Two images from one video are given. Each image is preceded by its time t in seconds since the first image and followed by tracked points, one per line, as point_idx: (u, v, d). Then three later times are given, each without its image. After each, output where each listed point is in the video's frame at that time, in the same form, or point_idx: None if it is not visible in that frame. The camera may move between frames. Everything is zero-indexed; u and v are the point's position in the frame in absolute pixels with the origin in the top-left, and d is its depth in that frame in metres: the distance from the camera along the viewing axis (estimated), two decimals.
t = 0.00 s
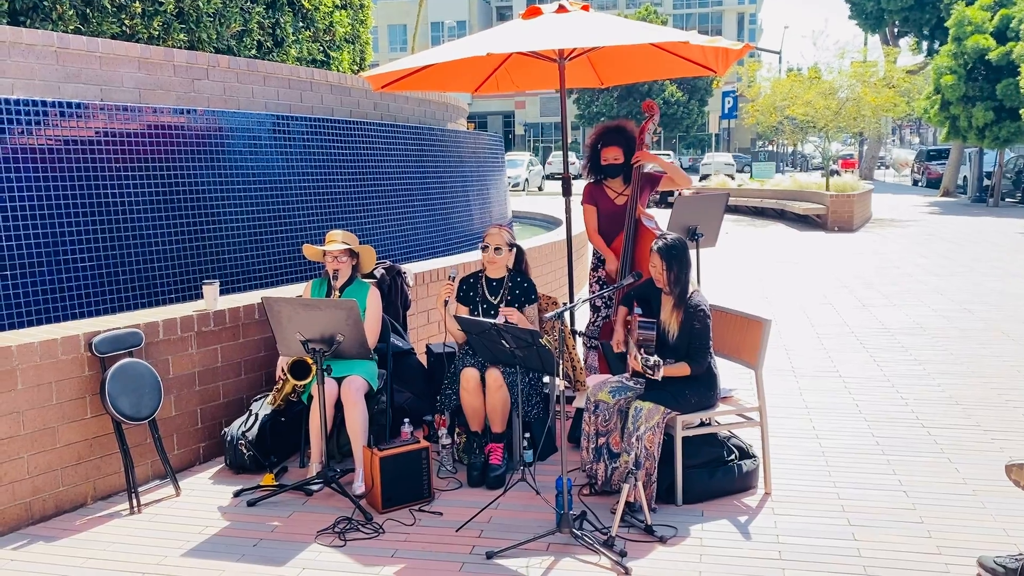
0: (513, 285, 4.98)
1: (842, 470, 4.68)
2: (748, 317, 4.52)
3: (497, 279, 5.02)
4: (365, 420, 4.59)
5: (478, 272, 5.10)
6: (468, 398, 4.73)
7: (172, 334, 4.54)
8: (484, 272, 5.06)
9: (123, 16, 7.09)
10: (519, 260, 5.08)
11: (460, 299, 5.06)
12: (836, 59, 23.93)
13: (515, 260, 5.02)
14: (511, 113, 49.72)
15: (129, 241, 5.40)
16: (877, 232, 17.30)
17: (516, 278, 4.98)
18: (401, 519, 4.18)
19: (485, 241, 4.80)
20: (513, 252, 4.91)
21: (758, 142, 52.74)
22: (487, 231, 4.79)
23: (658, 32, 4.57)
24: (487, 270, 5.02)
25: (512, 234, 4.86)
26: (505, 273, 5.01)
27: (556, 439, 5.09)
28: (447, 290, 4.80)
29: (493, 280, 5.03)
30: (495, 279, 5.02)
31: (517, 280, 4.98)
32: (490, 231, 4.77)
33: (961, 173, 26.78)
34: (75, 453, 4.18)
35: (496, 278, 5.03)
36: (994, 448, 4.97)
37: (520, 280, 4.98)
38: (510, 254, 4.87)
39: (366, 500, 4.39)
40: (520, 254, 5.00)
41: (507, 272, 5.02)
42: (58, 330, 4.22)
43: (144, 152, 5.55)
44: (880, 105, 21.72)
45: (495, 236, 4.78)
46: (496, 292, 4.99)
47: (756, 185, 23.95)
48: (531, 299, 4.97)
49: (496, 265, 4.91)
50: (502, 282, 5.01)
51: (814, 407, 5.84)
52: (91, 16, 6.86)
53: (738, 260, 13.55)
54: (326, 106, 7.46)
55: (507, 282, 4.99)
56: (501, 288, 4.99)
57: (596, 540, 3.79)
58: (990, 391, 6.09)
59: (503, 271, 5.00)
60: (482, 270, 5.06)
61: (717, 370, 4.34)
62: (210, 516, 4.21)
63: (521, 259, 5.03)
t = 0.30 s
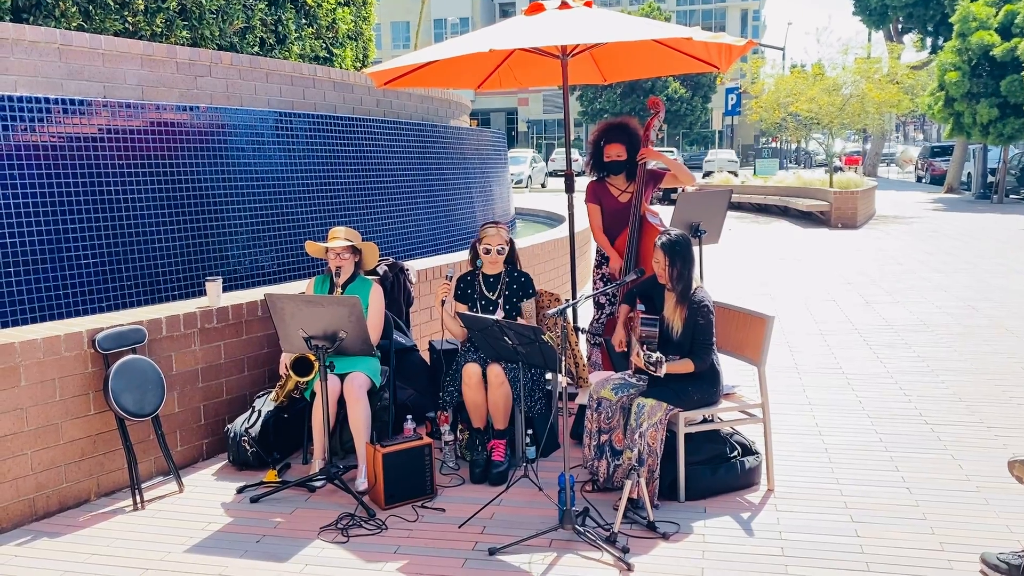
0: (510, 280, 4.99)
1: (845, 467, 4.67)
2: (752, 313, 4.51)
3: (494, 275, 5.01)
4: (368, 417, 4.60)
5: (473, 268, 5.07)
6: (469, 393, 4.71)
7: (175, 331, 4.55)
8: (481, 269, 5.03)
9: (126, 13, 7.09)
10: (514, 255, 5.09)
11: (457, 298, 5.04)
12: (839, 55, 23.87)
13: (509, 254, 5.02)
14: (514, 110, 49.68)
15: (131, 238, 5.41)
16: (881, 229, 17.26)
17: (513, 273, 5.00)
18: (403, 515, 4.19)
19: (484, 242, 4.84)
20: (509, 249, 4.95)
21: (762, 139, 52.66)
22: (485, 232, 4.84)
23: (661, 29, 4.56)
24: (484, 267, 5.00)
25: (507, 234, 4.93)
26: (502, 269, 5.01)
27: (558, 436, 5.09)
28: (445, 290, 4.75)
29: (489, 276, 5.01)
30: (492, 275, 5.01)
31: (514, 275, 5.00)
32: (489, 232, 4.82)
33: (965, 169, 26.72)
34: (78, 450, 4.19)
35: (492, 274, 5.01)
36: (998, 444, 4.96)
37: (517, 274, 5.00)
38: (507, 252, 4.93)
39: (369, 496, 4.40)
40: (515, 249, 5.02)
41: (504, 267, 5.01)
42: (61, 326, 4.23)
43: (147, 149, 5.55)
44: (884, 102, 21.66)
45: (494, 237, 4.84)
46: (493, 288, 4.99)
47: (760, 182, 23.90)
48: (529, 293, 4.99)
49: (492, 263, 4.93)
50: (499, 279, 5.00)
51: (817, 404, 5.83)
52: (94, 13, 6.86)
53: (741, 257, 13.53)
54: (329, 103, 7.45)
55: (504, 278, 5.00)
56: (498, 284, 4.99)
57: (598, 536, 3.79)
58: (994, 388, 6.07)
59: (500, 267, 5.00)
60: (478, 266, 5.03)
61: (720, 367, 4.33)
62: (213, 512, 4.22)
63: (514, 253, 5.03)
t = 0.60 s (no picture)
0: (509, 275, 4.99)
1: (846, 464, 4.67)
2: (752, 311, 4.51)
3: (492, 270, 5.01)
4: (370, 414, 4.60)
5: (469, 265, 5.07)
6: (470, 389, 4.71)
7: (176, 329, 4.55)
8: (478, 266, 5.02)
9: (127, 11, 7.09)
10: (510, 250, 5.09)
11: (457, 296, 5.04)
12: (841, 53, 23.83)
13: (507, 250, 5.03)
14: (515, 108, 49.65)
15: (132, 235, 5.41)
16: (883, 227, 17.23)
17: (510, 269, 5.00)
18: (405, 512, 4.20)
19: (485, 238, 4.84)
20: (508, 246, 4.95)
21: (764, 136, 52.60)
22: (486, 228, 4.84)
23: (661, 26, 4.55)
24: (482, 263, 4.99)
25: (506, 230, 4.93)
26: (499, 265, 5.01)
27: (559, 433, 5.09)
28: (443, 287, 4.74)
29: (488, 272, 5.01)
30: (490, 271, 5.00)
31: (513, 270, 5.00)
32: (493, 228, 4.83)
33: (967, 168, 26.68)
34: (80, 447, 4.19)
35: (490, 270, 5.01)
36: (999, 443, 4.95)
37: (516, 269, 5.00)
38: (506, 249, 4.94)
39: (370, 493, 4.40)
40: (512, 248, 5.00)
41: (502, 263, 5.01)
42: (62, 324, 4.23)
43: (148, 147, 5.56)
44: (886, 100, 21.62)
45: (496, 232, 4.84)
46: (492, 283, 4.99)
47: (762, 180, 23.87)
48: (528, 287, 4.99)
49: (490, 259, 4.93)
50: (497, 274, 5.00)
51: (818, 402, 5.82)
52: (95, 11, 6.86)
53: (743, 255, 13.52)
54: (330, 101, 7.44)
55: (502, 273, 5.00)
56: (497, 279, 5.00)
57: (599, 534, 3.79)
58: (996, 386, 6.06)
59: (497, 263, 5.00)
60: (475, 264, 5.02)
61: (721, 364, 4.32)
62: (214, 509, 4.23)
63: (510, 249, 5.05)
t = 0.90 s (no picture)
0: (511, 274, 5.00)
1: (847, 464, 4.67)
2: (752, 311, 4.52)
3: (495, 269, 5.01)
4: (370, 414, 4.60)
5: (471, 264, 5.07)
6: (472, 388, 4.71)
7: (177, 329, 4.55)
8: (481, 264, 5.03)
9: (128, 11, 7.10)
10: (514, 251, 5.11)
11: (459, 294, 5.04)
12: (842, 52, 23.82)
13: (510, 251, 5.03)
14: (516, 108, 49.67)
15: (132, 235, 5.41)
16: (883, 226, 17.23)
17: (513, 268, 5.01)
18: (405, 512, 4.20)
19: (492, 235, 4.85)
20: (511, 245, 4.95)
21: (765, 136, 52.59)
22: (492, 225, 4.83)
23: (661, 25, 4.55)
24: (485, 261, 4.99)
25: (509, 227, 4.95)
26: (503, 264, 5.01)
27: (560, 433, 5.09)
28: (446, 286, 4.76)
29: (490, 270, 5.02)
30: (492, 269, 5.01)
31: (514, 269, 5.00)
32: (500, 225, 4.83)
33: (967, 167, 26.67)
34: (81, 447, 4.20)
35: (492, 269, 5.02)
36: (1000, 442, 4.95)
37: (518, 269, 5.01)
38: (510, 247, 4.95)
39: (371, 493, 4.40)
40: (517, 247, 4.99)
41: (505, 263, 5.01)
42: (64, 324, 4.24)
43: (148, 147, 5.56)
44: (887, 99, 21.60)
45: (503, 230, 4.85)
46: (494, 280, 5.00)
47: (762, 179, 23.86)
48: (530, 287, 5.00)
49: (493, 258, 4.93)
50: (500, 272, 5.01)
51: (819, 401, 5.82)
52: (96, 10, 6.86)
53: (744, 254, 13.52)
54: (330, 100, 7.44)
55: (504, 272, 5.00)
56: (499, 278, 5.00)
57: (599, 533, 3.79)
58: (996, 386, 6.07)
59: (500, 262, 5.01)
60: (476, 262, 5.02)
61: (721, 364, 4.33)
62: (215, 509, 4.23)
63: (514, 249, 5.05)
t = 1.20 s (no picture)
0: (516, 276, 4.98)
1: (847, 464, 4.68)
2: (752, 312, 4.52)
3: (501, 268, 5.01)
4: (370, 414, 4.60)
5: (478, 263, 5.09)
6: (471, 388, 4.71)
7: (177, 329, 4.55)
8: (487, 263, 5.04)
9: (128, 11, 7.10)
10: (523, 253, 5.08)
11: (463, 291, 5.04)
12: (841, 53, 23.83)
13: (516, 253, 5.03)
14: (515, 108, 49.69)
15: (132, 236, 5.40)
16: (882, 227, 17.24)
17: (518, 270, 4.99)
18: (405, 512, 4.19)
19: (495, 237, 4.85)
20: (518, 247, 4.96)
21: (764, 136, 52.63)
22: (496, 227, 4.84)
23: (661, 26, 4.56)
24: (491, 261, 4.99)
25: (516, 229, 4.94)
26: (509, 265, 5.00)
27: (560, 433, 5.08)
28: (449, 284, 4.78)
29: (496, 270, 5.01)
30: (498, 269, 5.00)
31: (520, 272, 4.98)
32: (501, 227, 4.83)
33: (966, 168, 26.69)
34: (80, 447, 4.20)
35: (498, 268, 5.01)
36: (1000, 442, 4.95)
37: (524, 272, 4.98)
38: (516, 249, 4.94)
39: (370, 493, 4.40)
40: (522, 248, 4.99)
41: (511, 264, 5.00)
42: (63, 324, 4.23)
43: (148, 147, 5.56)
44: (886, 99, 21.62)
45: (506, 232, 4.84)
46: (499, 280, 5.00)
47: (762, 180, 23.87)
48: (536, 289, 4.96)
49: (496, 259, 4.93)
50: (505, 273, 5.00)
51: (818, 401, 5.83)
52: (96, 10, 6.87)
53: (743, 254, 13.52)
54: (330, 101, 7.44)
55: (510, 272, 4.99)
56: (505, 277, 4.99)
57: (599, 533, 3.79)
58: (995, 386, 6.07)
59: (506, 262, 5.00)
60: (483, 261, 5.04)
61: (721, 364, 4.33)
62: (214, 509, 4.23)
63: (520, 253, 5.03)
